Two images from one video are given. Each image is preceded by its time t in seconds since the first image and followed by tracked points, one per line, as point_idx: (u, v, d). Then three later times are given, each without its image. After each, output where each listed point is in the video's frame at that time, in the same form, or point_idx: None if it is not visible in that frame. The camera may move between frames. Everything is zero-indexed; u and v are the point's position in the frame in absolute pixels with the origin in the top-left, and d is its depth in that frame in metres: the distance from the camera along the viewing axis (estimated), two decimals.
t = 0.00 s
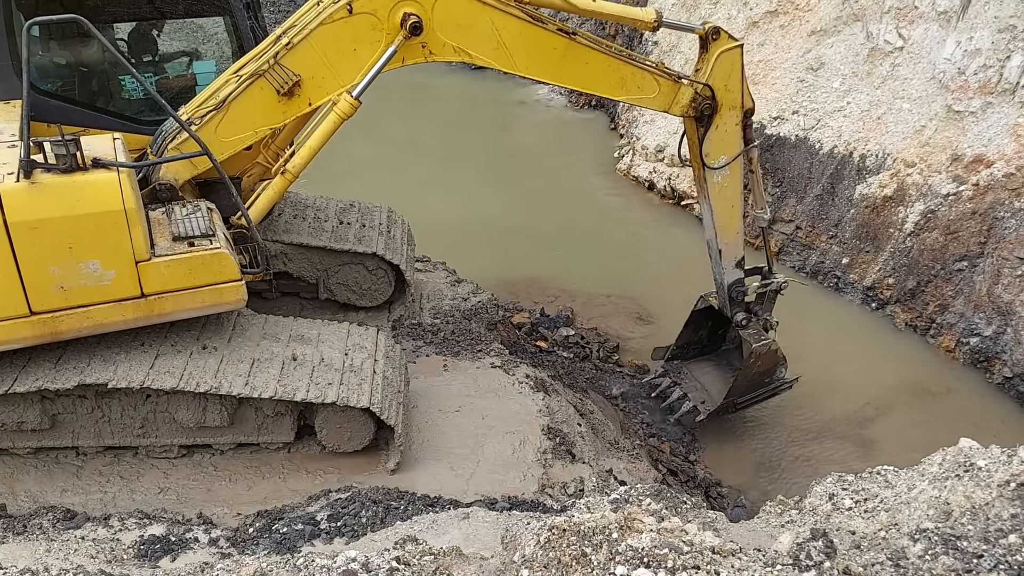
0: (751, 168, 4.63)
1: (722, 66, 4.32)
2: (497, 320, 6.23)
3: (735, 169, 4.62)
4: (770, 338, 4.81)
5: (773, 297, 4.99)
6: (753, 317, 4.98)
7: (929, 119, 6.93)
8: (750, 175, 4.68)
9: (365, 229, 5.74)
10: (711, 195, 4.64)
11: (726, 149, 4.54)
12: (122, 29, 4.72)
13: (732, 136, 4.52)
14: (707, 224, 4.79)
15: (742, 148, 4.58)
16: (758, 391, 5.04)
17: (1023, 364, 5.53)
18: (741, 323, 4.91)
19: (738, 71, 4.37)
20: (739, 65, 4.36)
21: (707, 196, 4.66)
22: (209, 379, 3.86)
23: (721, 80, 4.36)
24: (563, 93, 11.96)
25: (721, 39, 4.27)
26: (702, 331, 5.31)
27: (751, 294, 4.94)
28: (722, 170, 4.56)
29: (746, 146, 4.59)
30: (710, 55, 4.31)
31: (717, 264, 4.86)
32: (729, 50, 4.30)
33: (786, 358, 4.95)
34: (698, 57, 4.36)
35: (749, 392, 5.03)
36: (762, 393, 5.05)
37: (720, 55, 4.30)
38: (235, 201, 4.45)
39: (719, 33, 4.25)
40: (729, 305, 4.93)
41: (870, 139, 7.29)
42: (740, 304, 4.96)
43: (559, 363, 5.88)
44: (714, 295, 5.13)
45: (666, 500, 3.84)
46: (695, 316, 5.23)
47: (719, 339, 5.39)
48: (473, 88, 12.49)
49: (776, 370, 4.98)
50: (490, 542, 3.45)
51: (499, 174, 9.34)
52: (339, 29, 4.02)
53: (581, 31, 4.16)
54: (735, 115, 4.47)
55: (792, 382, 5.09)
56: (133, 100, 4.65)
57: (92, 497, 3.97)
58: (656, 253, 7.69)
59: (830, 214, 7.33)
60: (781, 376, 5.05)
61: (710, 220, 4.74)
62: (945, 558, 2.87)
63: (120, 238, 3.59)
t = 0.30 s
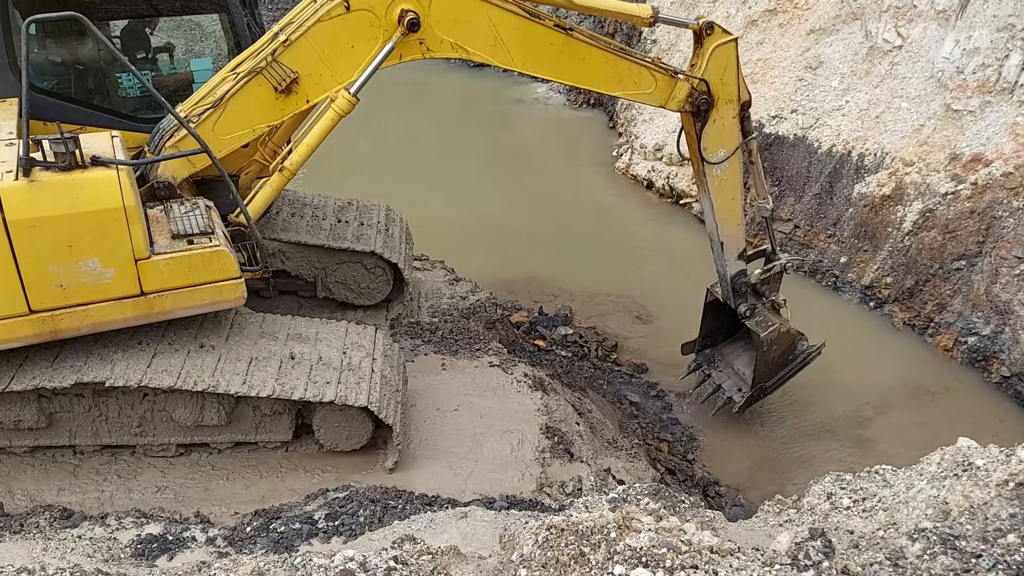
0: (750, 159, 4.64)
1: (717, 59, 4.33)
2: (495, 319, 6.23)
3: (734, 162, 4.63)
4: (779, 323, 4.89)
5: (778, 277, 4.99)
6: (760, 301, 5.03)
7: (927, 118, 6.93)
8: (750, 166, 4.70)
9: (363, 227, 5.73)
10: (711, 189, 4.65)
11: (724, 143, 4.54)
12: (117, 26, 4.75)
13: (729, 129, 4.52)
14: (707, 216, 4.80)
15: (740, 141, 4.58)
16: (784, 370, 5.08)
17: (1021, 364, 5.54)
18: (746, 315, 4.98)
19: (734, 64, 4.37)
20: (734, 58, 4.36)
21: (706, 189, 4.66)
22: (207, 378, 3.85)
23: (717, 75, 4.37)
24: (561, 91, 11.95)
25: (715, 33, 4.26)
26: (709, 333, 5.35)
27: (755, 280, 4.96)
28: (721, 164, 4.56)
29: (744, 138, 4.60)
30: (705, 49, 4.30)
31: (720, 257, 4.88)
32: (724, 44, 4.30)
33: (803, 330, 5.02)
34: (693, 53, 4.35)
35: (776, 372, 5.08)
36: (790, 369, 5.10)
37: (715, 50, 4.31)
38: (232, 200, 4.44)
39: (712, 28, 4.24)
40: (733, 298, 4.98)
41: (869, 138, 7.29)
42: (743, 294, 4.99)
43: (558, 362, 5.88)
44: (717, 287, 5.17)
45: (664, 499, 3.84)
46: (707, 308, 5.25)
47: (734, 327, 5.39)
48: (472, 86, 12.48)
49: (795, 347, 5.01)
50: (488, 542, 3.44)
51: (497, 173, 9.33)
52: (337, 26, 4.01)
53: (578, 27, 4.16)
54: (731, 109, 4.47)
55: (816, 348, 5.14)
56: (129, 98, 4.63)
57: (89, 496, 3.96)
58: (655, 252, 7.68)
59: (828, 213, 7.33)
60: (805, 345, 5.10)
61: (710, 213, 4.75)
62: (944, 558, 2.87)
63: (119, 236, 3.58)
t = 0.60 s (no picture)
0: (739, 183, 4.64)
1: (717, 80, 4.33)
2: (495, 316, 6.23)
3: (724, 184, 4.63)
4: (752, 351, 4.95)
5: (755, 308, 5.01)
6: (736, 329, 5.03)
7: (928, 115, 6.93)
8: (740, 192, 4.69)
9: (363, 224, 5.73)
10: (700, 209, 4.67)
11: (716, 163, 4.54)
12: (116, 22, 4.76)
13: (723, 151, 4.53)
14: (695, 238, 4.80)
15: (732, 163, 4.58)
16: (747, 402, 5.15)
17: (1020, 361, 5.54)
18: (723, 339, 4.98)
19: (732, 86, 4.37)
20: (734, 80, 4.36)
21: (695, 209, 4.68)
22: (207, 374, 3.85)
23: (715, 95, 4.37)
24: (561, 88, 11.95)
25: (717, 54, 4.28)
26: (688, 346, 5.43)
27: (733, 307, 4.97)
28: (712, 184, 4.57)
29: (737, 161, 4.59)
30: (706, 69, 4.31)
31: (703, 278, 4.88)
32: (725, 65, 4.30)
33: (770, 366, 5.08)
34: (694, 71, 4.37)
35: (740, 403, 5.15)
36: (753, 402, 5.16)
37: (715, 70, 4.31)
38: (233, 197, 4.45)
39: (714, 48, 4.25)
40: (711, 320, 4.99)
41: (869, 135, 7.29)
42: (721, 318, 5.00)
43: (557, 359, 5.89)
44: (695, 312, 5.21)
45: (665, 495, 3.84)
46: (682, 330, 5.32)
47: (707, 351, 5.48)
48: (472, 84, 12.49)
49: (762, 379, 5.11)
50: (489, 538, 3.45)
51: (497, 170, 9.33)
52: (342, 32, 4.01)
53: (581, 40, 4.16)
54: (727, 130, 4.48)
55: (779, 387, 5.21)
56: (129, 95, 4.65)
57: (90, 492, 3.96)
58: (655, 249, 7.68)
59: (828, 211, 7.33)
60: (769, 382, 5.17)
61: (698, 235, 4.77)
62: (944, 555, 2.88)
63: (120, 233, 3.58)
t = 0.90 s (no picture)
0: (745, 193, 4.61)
1: (725, 87, 4.32)
2: (494, 313, 6.22)
3: (730, 193, 4.61)
4: (752, 365, 4.94)
5: (758, 324, 5.00)
6: (737, 343, 5.03)
7: (927, 112, 6.93)
8: (745, 201, 4.65)
9: (362, 221, 5.72)
10: (705, 217, 4.65)
11: (722, 171, 4.52)
12: (117, 18, 4.68)
13: (730, 159, 4.50)
14: (699, 245, 4.79)
15: (739, 172, 4.56)
16: (739, 417, 5.12)
17: (1019, 358, 5.53)
18: (724, 349, 4.99)
19: (740, 94, 4.36)
20: (743, 88, 4.35)
21: (700, 217, 4.67)
22: (206, 371, 3.84)
23: (723, 102, 4.35)
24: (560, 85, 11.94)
25: (727, 60, 4.28)
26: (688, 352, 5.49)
27: (736, 320, 4.96)
28: (718, 193, 4.55)
29: (744, 170, 4.56)
30: (714, 76, 4.31)
31: (705, 286, 4.89)
32: (734, 72, 4.29)
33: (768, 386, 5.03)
34: (702, 77, 4.37)
35: (732, 417, 5.11)
36: (744, 419, 5.13)
37: (724, 77, 4.31)
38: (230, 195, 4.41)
39: (725, 54, 4.26)
40: (713, 330, 4.99)
41: (868, 133, 7.29)
42: (725, 329, 4.99)
43: (556, 356, 5.89)
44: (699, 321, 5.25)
45: (663, 493, 3.85)
46: (682, 338, 5.39)
47: (704, 363, 5.56)
48: (472, 81, 12.48)
49: (758, 398, 5.06)
50: (487, 535, 3.44)
51: (496, 167, 9.32)
52: (343, 31, 4.00)
53: (585, 44, 4.14)
54: (734, 138, 4.46)
55: (774, 409, 5.18)
56: (129, 91, 4.64)
57: (88, 490, 3.96)
58: (654, 247, 7.68)
59: (827, 208, 7.33)
60: (764, 402, 5.13)
61: (701, 242, 4.76)
62: (943, 552, 2.88)
63: (114, 230, 3.57)
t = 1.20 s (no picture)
0: (741, 185, 4.60)
1: (722, 77, 4.32)
2: (491, 310, 6.22)
3: (726, 184, 4.61)
4: (747, 359, 4.89)
5: (751, 318, 4.99)
6: (731, 336, 5.00)
7: (924, 109, 6.92)
8: (740, 192, 4.65)
9: (359, 219, 5.71)
10: (700, 208, 4.65)
11: (719, 162, 4.52)
12: (115, 16, 4.72)
13: (726, 150, 4.50)
14: (695, 237, 4.79)
15: (735, 163, 4.56)
16: (732, 412, 5.09)
17: (1016, 355, 5.54)
18: (720, 342, 4.94)
19: (737, 85, 4.35)
20: (739, 78, 4.35)
21: (696, 208, 4.66)
22: (203, 369, 3.84)
23: (720, 92, 4.35)
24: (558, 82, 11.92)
25: (722, 50, 4.26)
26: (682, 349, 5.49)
27: (729, 313, 4.97)
28: (713, 183, 4.55)
29: (739, 162, 4.57)
30: (712, 66, 4.31)
31: (701, 279, 4.88)
32: (730, 62, 4.28)
33: (761, 381, 5.00)
34: (699, 68, 4.36)
35: (725, 411, 5.08)
36: (737, 414, 5.10)
37: (721, 67, 4.30)
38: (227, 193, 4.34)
39: (721, 45, 4.24)
40: (707, 323, 4.98)
41: (865, 130, 7.29)
42: (719, 322, 4.99)
43: (554, 353, 5.89)
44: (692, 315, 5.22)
45: (661, 489, 3.85)
46: (673, 334, 5.38)
47: (696, 359, 5.56)
48: (468, 78, 12.45)
49: (751, 393, 5.03)
50: (485, 532, 3.44)
51: (494, 164, 9.31)
52: (338, 24, 4.00)
53: (581, 36, 4.13)
54: (730, 128, 4.45)
55: (767, 405, 5.14)
56: (125, 89, 4.65)
57: (85, 487, 3.95)
58: (652, 244, 7.67)
59: (825, 205, 7.33)
60: (756, 398, 5.10)
61: (698, 234, 4.76)
62: (939, 548, 2.88)
63: (110, 227, 3.56)
